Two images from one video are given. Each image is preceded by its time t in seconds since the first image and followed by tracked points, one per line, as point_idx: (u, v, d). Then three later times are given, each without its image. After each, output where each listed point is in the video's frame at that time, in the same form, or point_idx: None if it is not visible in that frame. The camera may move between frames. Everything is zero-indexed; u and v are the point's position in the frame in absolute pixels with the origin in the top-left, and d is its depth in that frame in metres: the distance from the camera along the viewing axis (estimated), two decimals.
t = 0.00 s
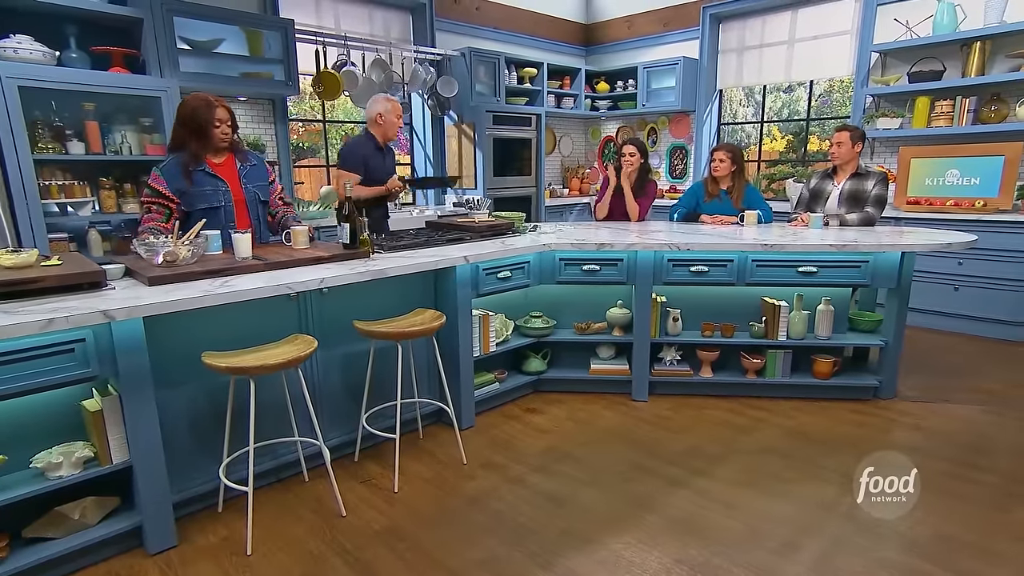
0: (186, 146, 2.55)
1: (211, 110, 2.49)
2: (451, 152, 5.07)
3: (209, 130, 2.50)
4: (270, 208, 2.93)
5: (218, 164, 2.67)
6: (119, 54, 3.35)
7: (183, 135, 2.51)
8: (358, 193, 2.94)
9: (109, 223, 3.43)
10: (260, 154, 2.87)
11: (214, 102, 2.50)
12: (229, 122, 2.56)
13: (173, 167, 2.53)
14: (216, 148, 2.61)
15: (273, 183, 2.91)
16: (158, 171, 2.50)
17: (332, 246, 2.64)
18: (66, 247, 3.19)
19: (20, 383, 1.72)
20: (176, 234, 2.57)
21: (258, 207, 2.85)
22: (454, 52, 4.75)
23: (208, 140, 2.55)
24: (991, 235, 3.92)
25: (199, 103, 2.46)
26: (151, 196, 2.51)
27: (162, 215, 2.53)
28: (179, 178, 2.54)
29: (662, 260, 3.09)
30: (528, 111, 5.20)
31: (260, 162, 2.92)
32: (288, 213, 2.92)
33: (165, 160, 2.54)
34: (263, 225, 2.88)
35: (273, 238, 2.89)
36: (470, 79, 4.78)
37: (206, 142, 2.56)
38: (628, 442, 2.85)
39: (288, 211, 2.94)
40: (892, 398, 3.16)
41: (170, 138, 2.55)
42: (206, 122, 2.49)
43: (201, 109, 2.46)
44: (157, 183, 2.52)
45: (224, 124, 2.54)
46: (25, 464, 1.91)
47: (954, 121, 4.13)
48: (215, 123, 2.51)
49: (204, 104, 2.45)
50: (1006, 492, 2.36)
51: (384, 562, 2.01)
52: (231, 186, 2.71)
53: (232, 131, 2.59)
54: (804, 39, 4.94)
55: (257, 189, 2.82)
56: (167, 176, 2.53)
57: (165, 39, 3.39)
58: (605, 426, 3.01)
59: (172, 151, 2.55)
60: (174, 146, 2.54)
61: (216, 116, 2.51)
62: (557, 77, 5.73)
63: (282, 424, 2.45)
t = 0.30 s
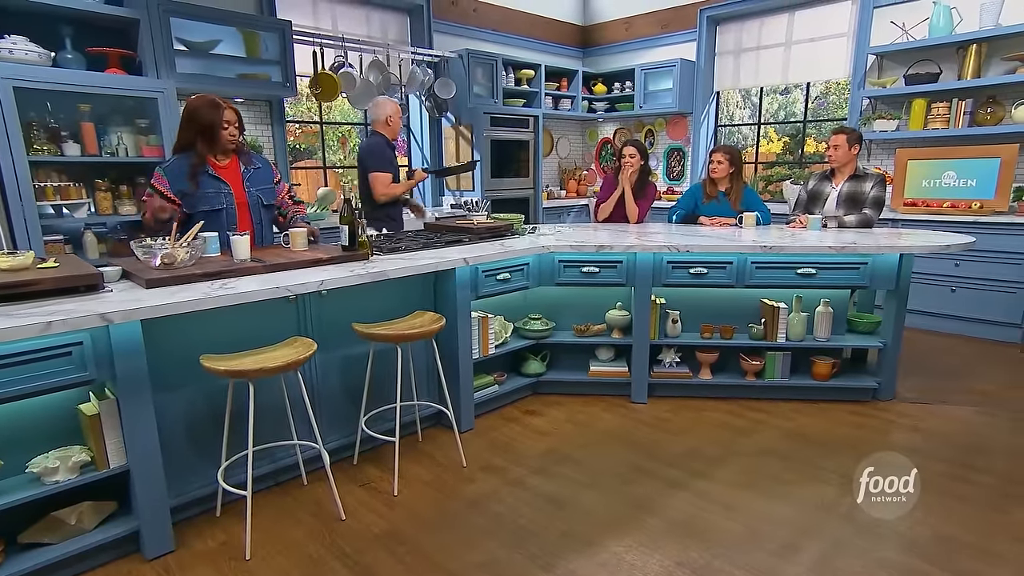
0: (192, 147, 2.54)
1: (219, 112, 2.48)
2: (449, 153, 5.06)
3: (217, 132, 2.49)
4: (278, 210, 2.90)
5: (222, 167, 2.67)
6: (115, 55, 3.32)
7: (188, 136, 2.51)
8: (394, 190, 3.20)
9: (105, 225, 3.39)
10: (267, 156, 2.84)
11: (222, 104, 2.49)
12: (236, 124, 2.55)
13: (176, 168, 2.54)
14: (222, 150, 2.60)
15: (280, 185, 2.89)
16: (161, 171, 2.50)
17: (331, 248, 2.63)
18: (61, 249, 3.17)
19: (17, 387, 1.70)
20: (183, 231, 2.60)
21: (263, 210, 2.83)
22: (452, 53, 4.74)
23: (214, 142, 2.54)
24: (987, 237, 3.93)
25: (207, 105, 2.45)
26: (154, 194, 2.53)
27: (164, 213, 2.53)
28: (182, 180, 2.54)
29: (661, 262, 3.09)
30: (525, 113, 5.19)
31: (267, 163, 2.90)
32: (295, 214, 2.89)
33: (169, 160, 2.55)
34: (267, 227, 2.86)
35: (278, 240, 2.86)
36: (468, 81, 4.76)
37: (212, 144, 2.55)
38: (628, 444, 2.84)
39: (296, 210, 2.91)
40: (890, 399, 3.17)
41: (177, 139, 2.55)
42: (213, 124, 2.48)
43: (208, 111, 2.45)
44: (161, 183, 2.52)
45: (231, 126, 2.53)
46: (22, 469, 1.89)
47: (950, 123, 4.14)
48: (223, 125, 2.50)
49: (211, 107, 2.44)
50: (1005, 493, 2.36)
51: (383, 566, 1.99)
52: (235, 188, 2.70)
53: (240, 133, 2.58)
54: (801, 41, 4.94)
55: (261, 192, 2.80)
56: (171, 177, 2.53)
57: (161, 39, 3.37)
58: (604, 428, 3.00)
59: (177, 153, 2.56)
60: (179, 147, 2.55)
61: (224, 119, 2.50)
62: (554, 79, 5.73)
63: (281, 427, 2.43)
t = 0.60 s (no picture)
0: (199, 149, 2.55)
1: (222, 115, 2.46)
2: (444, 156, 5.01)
3: (219, 134, 2.48)
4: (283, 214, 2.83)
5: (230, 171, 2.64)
6: (104, 55, 3.26)
7: (195, 138, 2.52)
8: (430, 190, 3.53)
9: (94, 228, 3.34)
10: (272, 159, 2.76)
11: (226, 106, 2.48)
12: (241, 127, 2.53)
13: (188, 167, 2.55)
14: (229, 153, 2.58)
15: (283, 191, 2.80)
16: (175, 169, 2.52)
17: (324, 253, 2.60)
18: (48, 253, 3.10)
19: None
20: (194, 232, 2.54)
21: (263, 218, 2.76)
22: (447, 55, 4.69)
23: (219, 145, 2.53)
24: (985, 241, 3.91)
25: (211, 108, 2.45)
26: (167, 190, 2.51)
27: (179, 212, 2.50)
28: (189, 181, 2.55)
29: (660, 266, 3.07)
30: (521, 115, 5.15)
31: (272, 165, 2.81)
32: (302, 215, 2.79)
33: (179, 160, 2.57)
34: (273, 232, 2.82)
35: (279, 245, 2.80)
36: (463, 83, 4.71)
37: (218, 147, 2.54)
38: (626, 451, 2.80)
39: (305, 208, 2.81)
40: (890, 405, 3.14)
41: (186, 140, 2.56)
42: (216, 126, 2.47)
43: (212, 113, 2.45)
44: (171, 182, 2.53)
45: (235, 128, 2.51)
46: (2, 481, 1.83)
47: (947, 126, 4.11)
48: (226, 127, 2.48)
49: (214, 108, 2.44)
50: (1009, 500, 2.33)
51: None
52: (238, 194, 2.65)
53: (244, 136, 2.56)
54: (798, 44, 4.92)
55: (259, 200, 2.70)
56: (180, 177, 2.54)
57: (152, 39, 3.32)
58: (602, 434, 2.96)
59: (185, 153, 2.56)
60: (186, 148, 2.55)
61: (227, 121, 2.48)
62: (550, 81, 5.69)
63: (272, 437, 2.38)
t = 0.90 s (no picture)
0: (192, 158, 2.41)
1: (215, 123, 2.33)
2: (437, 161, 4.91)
3: (214, 143, 2.35)
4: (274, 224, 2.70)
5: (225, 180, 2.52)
6: (84, 56, 3.15)
7: (188, 147, 2.38)
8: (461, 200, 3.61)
9: (72, 235, 3.23)
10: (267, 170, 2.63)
11: (218, 111, 2.35)
12: (235, 134, 2.40)
13: (183, 177, 2.42)
14: (224, 162, 2.46)
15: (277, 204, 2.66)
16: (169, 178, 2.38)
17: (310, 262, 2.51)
18: (24, 262, 2.99)
19: None
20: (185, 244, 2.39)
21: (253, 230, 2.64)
22: (440, 58, 4.59)
23: (214, 154, 2.40)
24: (990, 248, 3.83)
25: (205, 115, 2.32)
26: (163, 200, 2.37)
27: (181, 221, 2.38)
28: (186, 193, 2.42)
29: (660, 276, 3.02)
30: (517, 119, 5.05)
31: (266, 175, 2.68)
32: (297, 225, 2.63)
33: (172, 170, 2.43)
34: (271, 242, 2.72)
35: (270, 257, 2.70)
36: (457, 86, 4.61)
37: (213, 156, 2.41)
38: (624, 467, 2.69)
39: (297, 217, 2.65)
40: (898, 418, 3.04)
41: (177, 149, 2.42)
42: (209, 133, 2.34)
43: (205, 121, 2.32)
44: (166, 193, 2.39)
45: (230, 136, 2.38)
46: None
47: (952, 131, 4.02)
48: (220, 134, 2.35)
49: (207, 114, 2.32)
50: None
51: None
52: (231, 207, 2.52)
53: (238, 145, 2.43)
54: (797, 47, 4.83)
55: (247, 214, 2.57)
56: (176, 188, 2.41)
57: (134, 40, 3.21)
58: (600, 450, 2.86)
59: (179, 161, 2.43)
60: (179, 156, 2.41)
61: (221, 128, 2.35)
62: (546, 85, 5.60)
63: (254, 456, 2.28)
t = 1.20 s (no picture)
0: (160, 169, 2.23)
1: (185, 128, 2.17)
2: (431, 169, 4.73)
3: (183, 149, 2.18)
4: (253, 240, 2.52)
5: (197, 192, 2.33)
6: (54, 59, 2.96)
7: (155, 156, 2.20)
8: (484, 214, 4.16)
9: (42, 248, 3.03)
10: (246, 179, 2.45)
11: (188, 116, 2.19)
12: (207, 141, 2.23)
13: (149, 189, 2.23)
14: (196, 171, 2.28)
15: (258, 217, 2.48)
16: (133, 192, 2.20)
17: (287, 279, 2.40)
18: None
19: None
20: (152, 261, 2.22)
21: (236, 247, 2.44)
22: (434, 62, 4.42)
23: (184, 162, 2.22)
24: (1012, 259, 3.64)
25: (173, 119, 2.16)
26: (125, 217, 2.19)
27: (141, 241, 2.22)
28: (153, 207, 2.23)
29: (664, 290, 2.88)
30: (514, 125, 4.89)
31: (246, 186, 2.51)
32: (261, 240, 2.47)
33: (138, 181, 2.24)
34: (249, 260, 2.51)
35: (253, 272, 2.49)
36: (452, 91, 4.43)
37: (183, 165, 2.24)
38: (627, 497, 2.51)
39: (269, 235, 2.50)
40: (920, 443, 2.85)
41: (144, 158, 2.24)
42: (178, 139, 2.17)
43: (174, 125, 2.15)
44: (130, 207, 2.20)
45: (201, 143, 2.21)
46: None
47: (970, 136, 3.84)
48: (189, 140, 2.18)
49: (176, 118, 2.16)
50: None
51: None
52: (204, 222, 2.33)
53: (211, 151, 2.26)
54: (805, 49, 4.66)
55: (233, 226, 2.40)
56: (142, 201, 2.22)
57: (109, 44, 3.05)
58: (601, 478, 2.67)
59: (144, 173, 2.24)
60: (144, 169, 2.23)
61: (191, 134, 2.18)
62: (545, 89, 5.43)
63: (224, 491, 2.10)
